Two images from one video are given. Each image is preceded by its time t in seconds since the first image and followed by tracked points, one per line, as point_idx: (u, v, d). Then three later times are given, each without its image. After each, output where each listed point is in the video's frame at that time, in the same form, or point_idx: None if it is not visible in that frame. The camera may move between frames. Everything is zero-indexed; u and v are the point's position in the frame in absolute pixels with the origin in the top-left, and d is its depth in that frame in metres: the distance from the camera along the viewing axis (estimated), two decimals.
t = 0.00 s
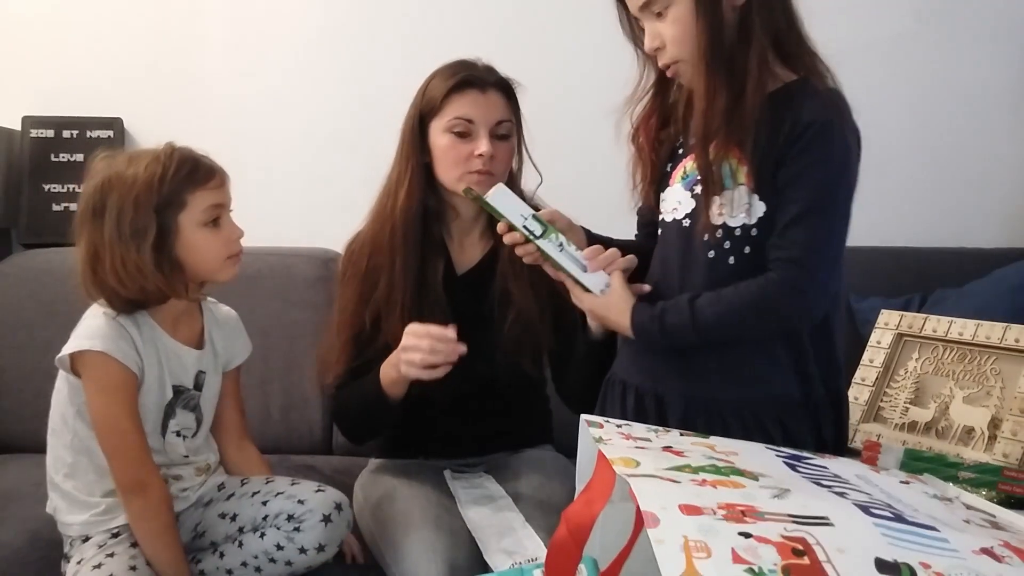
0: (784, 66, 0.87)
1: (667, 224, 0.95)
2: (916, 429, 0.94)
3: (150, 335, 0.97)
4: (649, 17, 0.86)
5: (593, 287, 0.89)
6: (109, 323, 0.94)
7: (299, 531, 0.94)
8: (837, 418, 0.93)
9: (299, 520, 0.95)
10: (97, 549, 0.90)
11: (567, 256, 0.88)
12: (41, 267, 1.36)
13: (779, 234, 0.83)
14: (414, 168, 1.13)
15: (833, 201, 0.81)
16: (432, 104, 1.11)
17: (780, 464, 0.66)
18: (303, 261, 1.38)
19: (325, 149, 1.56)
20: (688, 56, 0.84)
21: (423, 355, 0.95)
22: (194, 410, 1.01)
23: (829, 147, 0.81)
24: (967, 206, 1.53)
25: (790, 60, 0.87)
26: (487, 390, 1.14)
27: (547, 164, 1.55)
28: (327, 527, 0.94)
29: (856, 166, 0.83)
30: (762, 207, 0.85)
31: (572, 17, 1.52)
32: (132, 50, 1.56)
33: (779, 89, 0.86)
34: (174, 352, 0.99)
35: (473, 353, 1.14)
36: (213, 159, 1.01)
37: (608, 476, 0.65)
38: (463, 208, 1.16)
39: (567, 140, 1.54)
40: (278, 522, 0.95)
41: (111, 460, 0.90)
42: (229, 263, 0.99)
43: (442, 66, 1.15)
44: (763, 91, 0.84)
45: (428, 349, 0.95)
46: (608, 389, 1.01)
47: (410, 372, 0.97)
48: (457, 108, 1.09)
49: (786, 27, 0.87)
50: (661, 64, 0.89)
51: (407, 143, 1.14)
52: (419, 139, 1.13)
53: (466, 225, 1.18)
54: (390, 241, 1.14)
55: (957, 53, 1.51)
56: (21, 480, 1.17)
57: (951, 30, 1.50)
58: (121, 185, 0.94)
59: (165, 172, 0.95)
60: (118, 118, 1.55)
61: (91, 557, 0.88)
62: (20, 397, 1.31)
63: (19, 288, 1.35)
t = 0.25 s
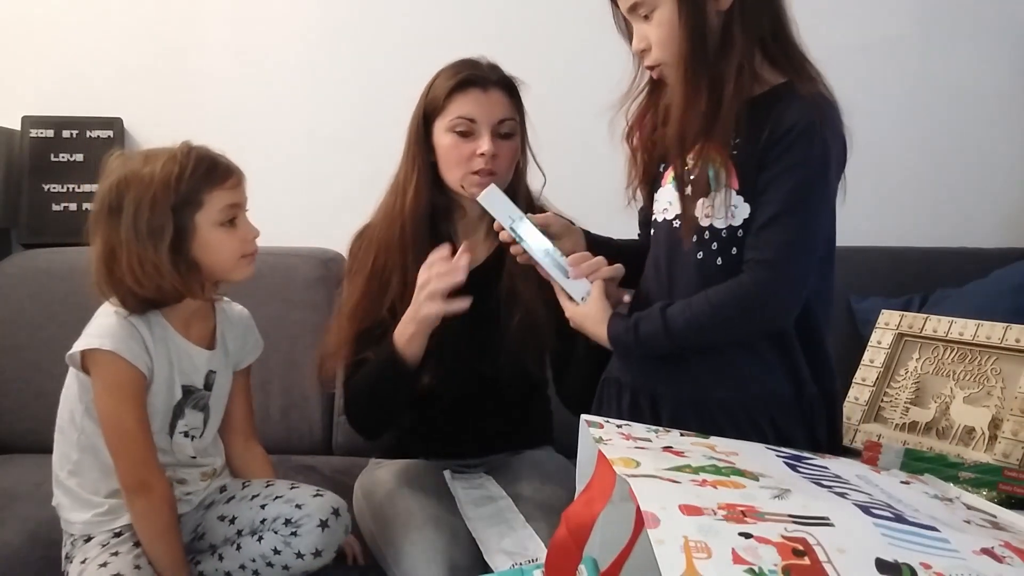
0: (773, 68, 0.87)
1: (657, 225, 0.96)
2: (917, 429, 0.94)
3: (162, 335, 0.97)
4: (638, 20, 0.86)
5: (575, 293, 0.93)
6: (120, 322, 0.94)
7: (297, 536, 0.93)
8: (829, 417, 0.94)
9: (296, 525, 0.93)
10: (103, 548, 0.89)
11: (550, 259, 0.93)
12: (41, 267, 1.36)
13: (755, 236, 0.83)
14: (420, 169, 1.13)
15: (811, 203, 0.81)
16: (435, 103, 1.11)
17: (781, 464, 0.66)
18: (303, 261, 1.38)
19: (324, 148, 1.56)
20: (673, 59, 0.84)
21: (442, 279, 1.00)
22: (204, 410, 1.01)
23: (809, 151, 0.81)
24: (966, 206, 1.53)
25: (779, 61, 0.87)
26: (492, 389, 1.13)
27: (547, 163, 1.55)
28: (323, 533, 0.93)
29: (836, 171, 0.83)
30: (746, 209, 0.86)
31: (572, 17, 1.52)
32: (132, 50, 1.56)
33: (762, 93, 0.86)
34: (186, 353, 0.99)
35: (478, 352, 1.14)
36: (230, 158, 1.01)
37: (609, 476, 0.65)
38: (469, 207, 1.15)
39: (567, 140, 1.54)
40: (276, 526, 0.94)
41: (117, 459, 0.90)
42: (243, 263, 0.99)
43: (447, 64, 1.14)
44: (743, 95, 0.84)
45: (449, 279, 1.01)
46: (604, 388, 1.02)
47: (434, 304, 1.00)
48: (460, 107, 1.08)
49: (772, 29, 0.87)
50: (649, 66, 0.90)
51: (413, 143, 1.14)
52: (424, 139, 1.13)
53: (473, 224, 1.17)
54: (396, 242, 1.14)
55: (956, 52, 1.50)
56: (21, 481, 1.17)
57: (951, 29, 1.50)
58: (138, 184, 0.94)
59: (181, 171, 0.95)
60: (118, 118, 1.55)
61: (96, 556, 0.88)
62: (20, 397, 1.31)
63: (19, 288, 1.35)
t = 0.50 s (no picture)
0: (765, 72, 0.87)
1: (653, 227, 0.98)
2: (916, 429, 0.94)
3: (192, 333, 0.96)
4: (632, 25, 0.87)
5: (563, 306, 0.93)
6: (150, 323, 0.93)
7: (300, 560, 0.94)
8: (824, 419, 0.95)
9: (300, 549, 0.94)
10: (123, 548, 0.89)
11: (537, 276, 0.93)
12: (41, 267, 1.36)
13: (745, 238, 0.84)
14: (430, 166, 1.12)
15: (801, 205, 0.81)
16: (444, 102, 1.10)
17: (781, 464, 0.66)
18: (303, 261, 1.38)
19: (324, 148, 1.56)
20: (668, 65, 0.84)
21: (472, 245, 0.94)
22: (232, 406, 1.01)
23: (799, 155, 0.81)
24: (966, 206, 1.53)
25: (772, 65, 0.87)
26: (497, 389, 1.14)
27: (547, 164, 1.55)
28: (327, 560, 0.95)
29: (826, 175, 0.83)
30: (739, 211, 0.86)
31: (572, 17, 1.52)
32: (132, 49, 1.56)
33: (754, 97, 0.86)
34: (214, 351, 0.98)
35: (485, 352, 1.14)
36: (259, 152, 1.00)
37: (608, 475, 0.65)
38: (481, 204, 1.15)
39: (568, 140, 1.54)
40: (279, 546, 0.94)
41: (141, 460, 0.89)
42: (272, 259, 0.99)
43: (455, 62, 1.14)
44: (733, 100, 0.85)
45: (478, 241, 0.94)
46: (602, 391, 1.04)
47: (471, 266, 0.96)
48: (468, 105, 1.08)
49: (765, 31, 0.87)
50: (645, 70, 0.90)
51: (421, 141, 1.13)
52: (433, 136, 1.12)
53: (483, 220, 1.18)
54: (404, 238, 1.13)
55: (956, 51, 1.50)
56: (21, 480, 1.17)
57: (950, 29, 1.50)
58: (167, 179, 0.93)
59: (211, 166, 0.94)
60: (118, 118, 1.56)
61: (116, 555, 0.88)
62: (21, 396, 1.31)
63: (19, 288, 1.35)
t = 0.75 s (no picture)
0: (762, 72, 0.87)
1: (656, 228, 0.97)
2: (916, 429, 0.94)
3: (223, 337, 0.94)
4: (628, 29, 0.86)
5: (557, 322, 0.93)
6: (185, 333, 0.90)
7: None
8: (828, 419, 0.95)
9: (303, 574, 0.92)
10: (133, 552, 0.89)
11: (530, 300, 0.91)
12: (40, 267, 1.36)
13: (745, 235, 0.84)
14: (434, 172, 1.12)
15: (798, 202, 0.81)
16: (446, 108, 1.10)
17: (781, 464, 0.66)
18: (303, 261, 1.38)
19: (324, 148, 1.56)
20: (663, 69, 0.84)
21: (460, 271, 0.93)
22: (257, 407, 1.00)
23: (795, 152, 0.81)
24: (965, 206, 1.54)
25: (768, 67, 0.88)
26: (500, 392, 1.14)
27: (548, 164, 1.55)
28: None
29: (823, 173, 0.83)
30: (739, 212, 0.86)
31: (572, 16, 1.52)
32: (132, 49, 1.56)
33: (750, 97, 0.86)
34: (246, 354, 0.96)
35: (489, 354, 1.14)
36: (292, 149, 0.98)
37: (608, 475, 0.65)
38: (486, 208, 1.15)
39: (568, 140, 1.54)
40: (282, 569, 0.92)
41: (164, 472, 0.88)
42: (306, 259, 0.97)
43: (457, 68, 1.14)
44: (730, 101, 0.85)
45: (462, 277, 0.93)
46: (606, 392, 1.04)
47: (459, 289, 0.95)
48: (468, 112, 1.07)
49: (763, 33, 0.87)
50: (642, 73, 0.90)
51: (426, 147, 1.13)
52: (436, 141, 1.12)
53: (487, 223, 1.18)
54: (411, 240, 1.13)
55: (956, 51, 1.50)
56: (21, 480, 1.17)
57: (950, 29, 1.50)
58: (202, 177, 0.91)
59: (247, 166, 0.92)
60: (118, 118, 1.56)
61: (128, 558, 0.88)
62: (21, 396, 1.31)
63: (18, 288, 1.35)
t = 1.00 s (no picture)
0: (760, 77, 0.87)
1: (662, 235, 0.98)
2: (916, 430, 0.94)
3: (240, 344, 0.94)
4: (627, 36, 0.87)
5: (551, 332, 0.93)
6: (206, 344, 0.90)
7: None
8: (835, 418, 0.94)
9: None
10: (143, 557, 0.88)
11: (529, 317, 0.91)
12: (41, 267, 1.36)
13: (750, 240, 0.84)
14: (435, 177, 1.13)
15: (801, 204, 0.81)
16: (443, 115, 1.10)
17: (781, 464, 0.66)
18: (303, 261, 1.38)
19: (324, 148, 1.56)
20: (662, 78, 0.85)
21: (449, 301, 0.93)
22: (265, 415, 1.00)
23: (796, 155, 0.81)
24: (964, 206, 1.54)
25: (765, 71, 0.88)
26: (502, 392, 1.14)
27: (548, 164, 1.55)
28: None
29: (823, 174, 0.83)
30: (741, 216, 0.86)
31: (571, 16, 1.52)
32: (132, 49, 1.56)
33: (749, 101, 0.86)
34: (262, 361, 0.96)
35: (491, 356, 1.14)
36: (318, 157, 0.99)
37: (609, 475, 0.65)
38: (488, 211, 1.15)
39: (568, 140, 1.54)
40: None
41: (178, 483, 0.88)
42: (326, 266, 0.98)
43: (453, 72, 1.13)
44: (728, 106, 0.85)
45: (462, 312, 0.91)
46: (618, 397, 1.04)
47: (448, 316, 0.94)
48: (462, 121, 1.07)
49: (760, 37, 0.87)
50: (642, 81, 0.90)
51: (427, 153, 1.13)
52: (436, 146, 1.12)
53: (490, 225, 1.18)
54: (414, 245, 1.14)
55: (956, 50, 1.50)
56: (21, 481, 1.17)
57: (950, 29, 1.50)
58: (232, 179, 0.91)
59: (275, 171, 0.93)
60: (118, 118, 1.56)
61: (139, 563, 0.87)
62: (21, 397, 1.31)
63: (18, 288, 1.35)
